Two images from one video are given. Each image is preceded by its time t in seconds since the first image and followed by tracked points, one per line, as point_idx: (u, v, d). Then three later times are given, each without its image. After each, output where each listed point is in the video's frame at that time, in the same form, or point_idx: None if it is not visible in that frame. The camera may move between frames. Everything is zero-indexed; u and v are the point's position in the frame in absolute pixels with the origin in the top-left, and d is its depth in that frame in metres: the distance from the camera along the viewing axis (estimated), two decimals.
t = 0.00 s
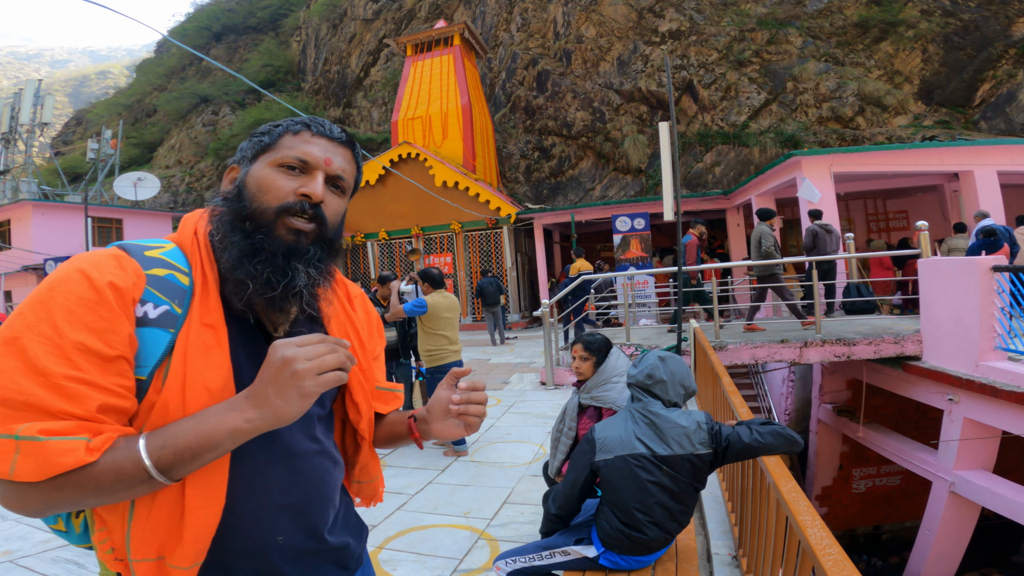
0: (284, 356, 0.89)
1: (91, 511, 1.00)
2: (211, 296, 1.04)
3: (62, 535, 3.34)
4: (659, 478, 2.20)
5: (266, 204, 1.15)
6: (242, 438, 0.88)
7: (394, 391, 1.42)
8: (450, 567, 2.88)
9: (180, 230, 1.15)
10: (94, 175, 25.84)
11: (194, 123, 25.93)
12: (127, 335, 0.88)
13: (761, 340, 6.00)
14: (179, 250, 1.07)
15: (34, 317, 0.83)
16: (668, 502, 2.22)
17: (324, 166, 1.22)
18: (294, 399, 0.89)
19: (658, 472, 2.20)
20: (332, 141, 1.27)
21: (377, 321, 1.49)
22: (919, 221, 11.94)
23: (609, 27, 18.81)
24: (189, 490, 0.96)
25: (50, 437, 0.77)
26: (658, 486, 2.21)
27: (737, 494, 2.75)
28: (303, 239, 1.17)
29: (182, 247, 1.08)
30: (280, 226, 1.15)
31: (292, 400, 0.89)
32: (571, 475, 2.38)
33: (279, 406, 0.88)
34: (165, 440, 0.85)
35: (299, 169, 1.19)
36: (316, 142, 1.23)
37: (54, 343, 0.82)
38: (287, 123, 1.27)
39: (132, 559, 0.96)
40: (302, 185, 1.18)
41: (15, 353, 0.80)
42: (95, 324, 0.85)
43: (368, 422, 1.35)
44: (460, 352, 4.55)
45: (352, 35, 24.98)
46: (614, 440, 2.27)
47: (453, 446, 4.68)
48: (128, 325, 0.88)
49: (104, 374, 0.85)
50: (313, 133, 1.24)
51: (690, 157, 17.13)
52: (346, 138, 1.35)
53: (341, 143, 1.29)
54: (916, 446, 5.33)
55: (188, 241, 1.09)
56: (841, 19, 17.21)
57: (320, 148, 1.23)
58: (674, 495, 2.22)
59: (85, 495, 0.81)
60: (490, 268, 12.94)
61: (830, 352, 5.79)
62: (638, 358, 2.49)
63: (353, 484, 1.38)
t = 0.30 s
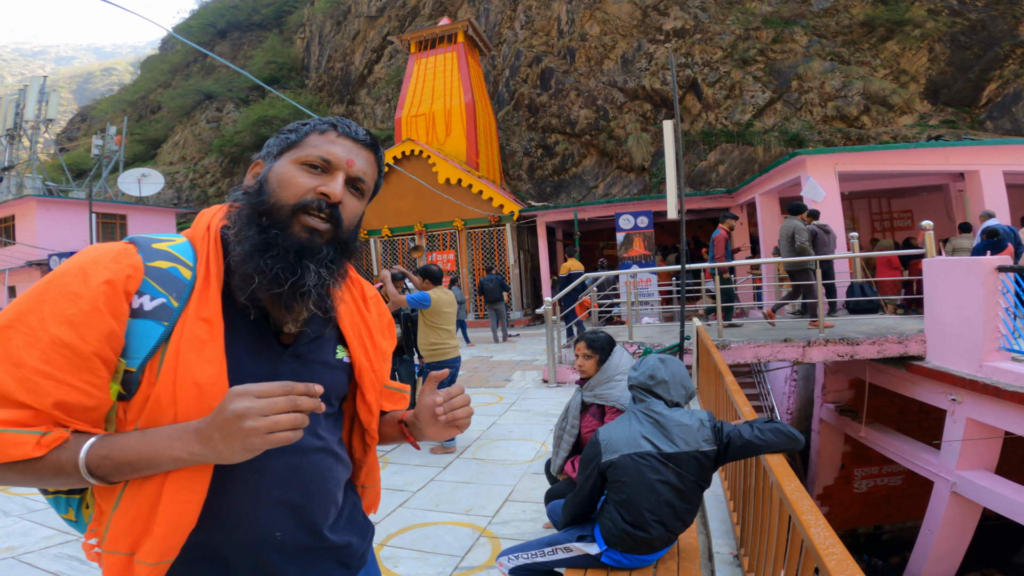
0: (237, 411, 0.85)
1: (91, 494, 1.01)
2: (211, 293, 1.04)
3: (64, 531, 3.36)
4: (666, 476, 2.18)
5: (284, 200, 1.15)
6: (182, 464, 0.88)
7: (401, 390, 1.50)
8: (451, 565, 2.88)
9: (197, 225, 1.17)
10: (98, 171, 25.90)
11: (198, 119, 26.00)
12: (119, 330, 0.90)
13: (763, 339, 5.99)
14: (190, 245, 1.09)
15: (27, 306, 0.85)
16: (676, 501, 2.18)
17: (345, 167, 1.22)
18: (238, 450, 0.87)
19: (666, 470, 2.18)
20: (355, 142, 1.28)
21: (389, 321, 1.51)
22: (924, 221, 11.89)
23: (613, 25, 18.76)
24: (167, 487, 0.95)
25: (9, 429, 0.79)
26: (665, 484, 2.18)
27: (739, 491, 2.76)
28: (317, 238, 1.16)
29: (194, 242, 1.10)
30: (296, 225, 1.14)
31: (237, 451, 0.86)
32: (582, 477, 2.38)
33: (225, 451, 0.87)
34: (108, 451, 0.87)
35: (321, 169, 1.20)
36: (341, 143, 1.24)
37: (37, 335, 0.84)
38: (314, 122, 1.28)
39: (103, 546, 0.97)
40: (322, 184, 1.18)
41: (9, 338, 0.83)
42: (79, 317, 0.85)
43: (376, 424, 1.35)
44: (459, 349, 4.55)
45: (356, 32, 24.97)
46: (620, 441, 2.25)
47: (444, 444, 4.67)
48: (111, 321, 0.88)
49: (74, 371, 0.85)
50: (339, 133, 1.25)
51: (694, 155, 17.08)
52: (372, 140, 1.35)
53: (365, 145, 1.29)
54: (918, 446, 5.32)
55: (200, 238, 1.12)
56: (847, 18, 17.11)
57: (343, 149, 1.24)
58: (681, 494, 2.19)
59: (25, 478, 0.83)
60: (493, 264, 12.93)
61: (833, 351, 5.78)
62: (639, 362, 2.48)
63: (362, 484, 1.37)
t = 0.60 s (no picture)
0: (272, 424, 0.90)
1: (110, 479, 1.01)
2: (240, 285, 1.04)
3: (66, 530, 3.37)
4: (673, 476, 2.18)
5: (313, 201, 1.15)
6: (210, 462, 0.92)
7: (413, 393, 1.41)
8: (452, 563, 2.89)
9: (228, 222, 1.18)
10: (100, 169, 25.95)
11: (199, 118, 26.02)
12: (148, 320, 0.90)
13: (765, 338, 5.99)
14: (221, 238, 1.10)
15: (63, 295, 0.86)
16: (680, 501, 2.19)
17: (374, 171, 1.21)
18: (267, 460, 0.90)
19: (672, 470, 2.18)
20: (384, 145, 1.27)
21: (404, 324, 1.51)
22: (926, 220, 11.86)
23: (614, 24, 18.74)
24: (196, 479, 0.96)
25: (39, 418, 0.80)
26: (672, 485, 2.18)
27: (739, 491, 2.77)
28: (346, 239, 1.16)
29: (224, 237, 1.11)
30: (326, 226, 1.14)
31: (265, 461, 0.90)
32: (585, 478, 2.36)
33: (254, 458, 0.90)
34: (142, 446, 0.88)
35: (351, 172, 1.19)
36: (371, 146, 1.24)
37: (72, 326, 0.84)
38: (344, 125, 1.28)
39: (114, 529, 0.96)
40: (351, 188, 1.17)
41: (45, 326, 0.84)
42: (113, 309, 0.86)
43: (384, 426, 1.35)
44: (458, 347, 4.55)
45: (358, 30, 24.96)
46: (626, 442, 2.24)
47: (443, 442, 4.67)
48: (143, 313, 0.89)
49: (104, 362, 0.85)
50: (369, 136, 1.25)
51: (695, 154, 17.04)
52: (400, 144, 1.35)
53: (394, 149, 1.29)
54: (919, 446, 5.32)
55: (232, 232, 1.13)
56: (850, 17, 17.09)
57: (372, 152, 1.23)
58: (686, 494, 2.20)
59: (52, 463, 0.84)
60: (494, 263, 12.93)
61: (834, 351, 5.78)
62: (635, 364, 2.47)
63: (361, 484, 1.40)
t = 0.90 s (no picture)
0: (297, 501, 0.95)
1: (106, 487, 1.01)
2: (243, 272, 1.05)
3: (69, 528, 3.37)
4: (675, 474, 2.19)
5: (308, 193, 1.15)
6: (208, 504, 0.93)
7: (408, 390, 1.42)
8: (454, 560, 2.90)
9: (228, 213, 1.19)
10: (99, 168, 25.93)
11: (199, 116, 26.00)
12: (147, 304, 0.89)
13: (765, 335, 5.99)
14: (221, 228, 1.11)
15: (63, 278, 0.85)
16: (682, 498, 2.19)
17: (369, 163, 1.21)
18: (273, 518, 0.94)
19: (673, 467, 2.18)
20: (378, 140, 1.27)
21: (397, 320, 1.51)
22: (927, 216, 11.85)
23: (614, 21, 18.72)
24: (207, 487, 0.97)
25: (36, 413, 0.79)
26: (674, 482, 2.18)
27: (741, 487, 2.77)
28: (340, 228, 1.15)
29: (224, 227, 1.11)
30: (320, 215, 1.14)
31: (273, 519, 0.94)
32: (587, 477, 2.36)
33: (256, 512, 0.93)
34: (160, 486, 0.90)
35: (345, 164, 1.19)
36: (365, 140, 1.24)
37: (72, 310, 0.83)
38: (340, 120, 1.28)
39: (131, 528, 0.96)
40: (345, 180, 1.17)
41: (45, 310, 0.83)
42: (113, 290, 0.86)
43: (378, 419, 1.35)
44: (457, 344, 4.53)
45: (357, 28, 24.93)
46: (624, 439, 2.24)
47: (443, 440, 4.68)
48: (144, 297, 0.89)
49: (99, 344, 0.83)
50: (364, 130, 1.25)
51: (695, 151, 17.01)
52: (396, 137, 1.34)
53: (388, 143, 1.29)
54: (920, 442, 5.32)
55: (232, 223, 1.13)
56: (849, 14, 17.08)
57: (367, 145, 1.23)
58: (688, 491, 2.20)
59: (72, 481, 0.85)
60: (494, 260, 12.93)
61: (835, 347, 5.77)
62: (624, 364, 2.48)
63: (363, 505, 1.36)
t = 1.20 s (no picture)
0: (279, 493, 0.92)
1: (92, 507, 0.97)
2: (194, 271, 0.99)
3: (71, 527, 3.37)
4: (676, 472, 2.19)
5: (226, 185, 1.05)
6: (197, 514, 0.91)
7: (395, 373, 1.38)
8: (456, 557, 2.90)
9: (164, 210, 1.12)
10: (99, 166, 25.88)
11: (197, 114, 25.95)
12: (83, 317, 0.85)
13: (766, 331, 5.99)
14: (160, 224, 1.05)
15: None
16: (684, 497, 2.20)
17: (272, 127, 1.08)
18: (265, 520, 0.91)
19: (674, 466, 2.18)
20: (267, 97, 1.10)
21: (377, 300, 1.44)
22: (927, 213, 11.84)
23: (613, 18, 18.71)
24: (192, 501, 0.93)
25: None
26: (675, 480, 2.18)
27: (743, 485, 2.78)
28: (288, 214, 1.10)
29: (164, 223, 1.05)
30: (259, 206, 1.07)
31: (266, 520, 0.91)
32: (586, 476, 2.35)
33: (248, 517, 0.91)
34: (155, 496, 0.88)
35: (246, 138, 1.06)
36: (252, 103, 1.08)
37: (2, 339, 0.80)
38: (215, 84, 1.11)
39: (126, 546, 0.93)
40: (260, 156, 1.06)
41: None
42: (41, 312, 0.81)
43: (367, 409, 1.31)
44: (458, 343, 4.51)
45: (356, 26, 24.88)
46: (624, 438, 2.24)
47: (444, 437, 4.68)
48: (78, 311, 0.84)
49: (37, 372, 0.80)
50: (242, 93, 1.08)
51: (695, 148, 16.96)
52: (287, 84, 1.17)
53: (284, 94, 1.13)
54: (920, 439, 5.34)
55: (170, 217, 1.07)
56: (849, 11, 17.07)
57: (261, 108, 1.08)
58: (688, 489, 2.20)
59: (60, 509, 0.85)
60: (494, 257, 12.92)
61: (836, 343, 5.76)
62: (620, 362, 2.47)
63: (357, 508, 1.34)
